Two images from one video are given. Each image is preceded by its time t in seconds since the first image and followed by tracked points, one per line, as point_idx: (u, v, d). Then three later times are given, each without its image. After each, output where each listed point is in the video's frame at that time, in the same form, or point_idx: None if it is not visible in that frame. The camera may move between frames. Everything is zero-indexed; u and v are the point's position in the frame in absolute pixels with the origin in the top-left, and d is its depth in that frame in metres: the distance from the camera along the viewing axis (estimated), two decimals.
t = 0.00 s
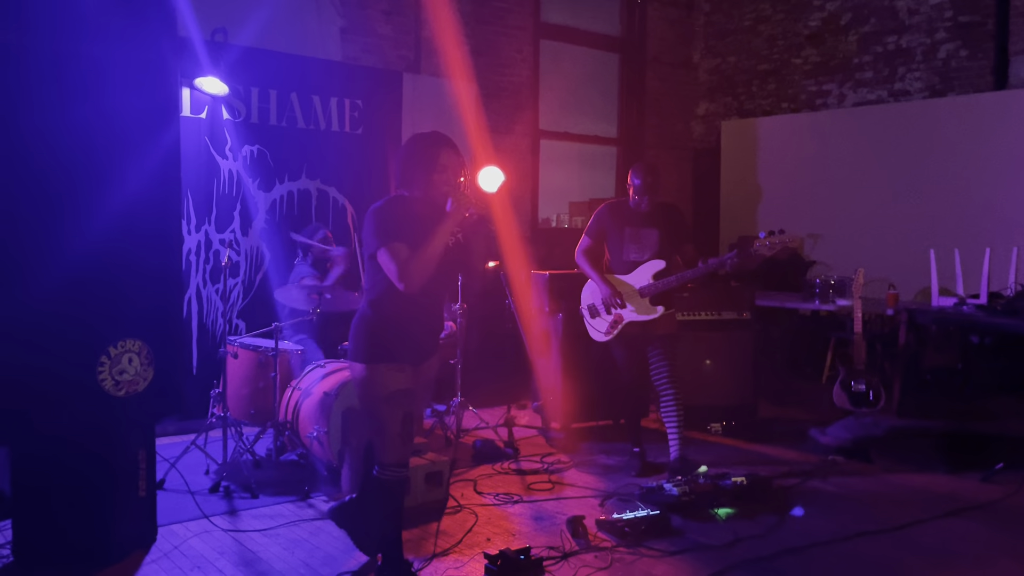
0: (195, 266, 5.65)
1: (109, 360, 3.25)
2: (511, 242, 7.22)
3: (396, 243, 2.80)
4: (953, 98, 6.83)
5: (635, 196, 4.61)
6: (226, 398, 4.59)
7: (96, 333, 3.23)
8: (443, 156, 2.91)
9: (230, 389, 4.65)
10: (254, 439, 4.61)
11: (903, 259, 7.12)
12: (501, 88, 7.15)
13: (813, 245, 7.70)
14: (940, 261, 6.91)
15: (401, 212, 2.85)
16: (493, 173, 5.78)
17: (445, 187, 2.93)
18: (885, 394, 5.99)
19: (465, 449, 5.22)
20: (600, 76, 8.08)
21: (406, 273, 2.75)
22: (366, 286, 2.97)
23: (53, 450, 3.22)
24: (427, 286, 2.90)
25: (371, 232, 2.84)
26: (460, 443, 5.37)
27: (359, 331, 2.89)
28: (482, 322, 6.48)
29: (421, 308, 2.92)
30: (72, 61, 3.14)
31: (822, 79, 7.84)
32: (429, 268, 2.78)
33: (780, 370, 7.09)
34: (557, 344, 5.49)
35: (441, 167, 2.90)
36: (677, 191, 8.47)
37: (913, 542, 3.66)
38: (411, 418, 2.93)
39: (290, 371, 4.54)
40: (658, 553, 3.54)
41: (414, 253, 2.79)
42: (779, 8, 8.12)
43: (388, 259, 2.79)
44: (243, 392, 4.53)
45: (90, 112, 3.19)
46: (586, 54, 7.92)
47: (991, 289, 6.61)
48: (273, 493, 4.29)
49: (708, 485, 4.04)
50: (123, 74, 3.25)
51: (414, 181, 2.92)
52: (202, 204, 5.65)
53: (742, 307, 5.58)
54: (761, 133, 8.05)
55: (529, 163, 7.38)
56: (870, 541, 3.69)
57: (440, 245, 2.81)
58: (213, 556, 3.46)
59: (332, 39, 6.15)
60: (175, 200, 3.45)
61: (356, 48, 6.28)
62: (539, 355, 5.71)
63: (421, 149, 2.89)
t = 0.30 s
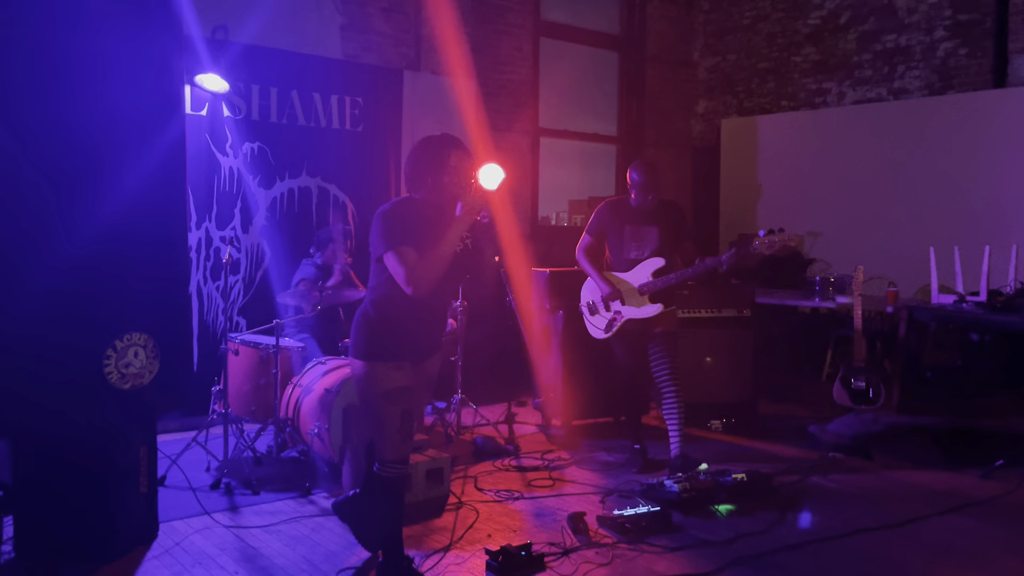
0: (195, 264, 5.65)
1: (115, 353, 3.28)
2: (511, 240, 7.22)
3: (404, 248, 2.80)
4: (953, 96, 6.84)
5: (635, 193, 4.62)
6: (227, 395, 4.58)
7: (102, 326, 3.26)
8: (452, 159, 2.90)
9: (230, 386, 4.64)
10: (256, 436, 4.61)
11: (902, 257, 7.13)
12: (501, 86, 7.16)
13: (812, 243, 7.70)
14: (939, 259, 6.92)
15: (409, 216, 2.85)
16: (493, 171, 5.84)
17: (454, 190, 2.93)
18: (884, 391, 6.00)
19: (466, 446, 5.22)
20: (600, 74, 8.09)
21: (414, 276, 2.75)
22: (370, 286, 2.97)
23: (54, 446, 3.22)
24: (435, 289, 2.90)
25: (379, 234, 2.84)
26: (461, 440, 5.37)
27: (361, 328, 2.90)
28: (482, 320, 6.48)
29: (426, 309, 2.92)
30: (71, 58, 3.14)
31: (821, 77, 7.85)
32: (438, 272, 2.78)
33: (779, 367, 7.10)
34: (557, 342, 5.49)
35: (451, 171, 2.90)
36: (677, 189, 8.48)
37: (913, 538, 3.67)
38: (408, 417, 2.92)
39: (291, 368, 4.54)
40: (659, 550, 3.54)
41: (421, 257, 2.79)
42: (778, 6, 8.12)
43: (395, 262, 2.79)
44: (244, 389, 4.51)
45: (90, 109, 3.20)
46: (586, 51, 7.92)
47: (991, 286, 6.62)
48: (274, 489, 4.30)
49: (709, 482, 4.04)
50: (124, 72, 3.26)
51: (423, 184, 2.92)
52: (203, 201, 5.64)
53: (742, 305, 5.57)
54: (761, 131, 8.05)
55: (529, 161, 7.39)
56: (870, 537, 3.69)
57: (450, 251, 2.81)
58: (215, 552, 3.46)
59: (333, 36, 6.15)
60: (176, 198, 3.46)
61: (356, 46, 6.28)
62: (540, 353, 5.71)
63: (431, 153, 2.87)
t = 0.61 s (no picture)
0: (193, 265, 5.63)
1: (114, 360, 3.27)
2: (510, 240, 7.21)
3: (405, 257, 2.79)
4: (951, 98, 6.83)
5: (632, 194, 4.61)
6: (225, 397, 4.57)
7: (101, 332, 3.25)
8: (459, 167, 2.87)
9: (228, 388, 4.63)
10: (254, 438, 4.60)
11: (901, 258, 7.13)
12: (500, 87, 7.15)
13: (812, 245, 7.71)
14: (938, 261, 6.92)
15: (415, 226, 2.85)
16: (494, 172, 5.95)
17: (460, 201, 2.92)
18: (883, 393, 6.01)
19: (464, 448, 5.21)
20: (600, 75, 8.08)
21: (415, 285, 2.75)
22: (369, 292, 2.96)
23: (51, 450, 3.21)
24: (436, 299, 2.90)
25: (382, 240, 2.84)
26: (459, 442, 5.37)
27: (360, 332, 2.89)
28: (481, 321, 6.47)
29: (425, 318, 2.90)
30: (70, 61, 3.13)
31: (820, 78, 7.85)
32: (439, 282, 2.77)
33: (778, 369, 7.10)
34: (556, 344, 5.49)
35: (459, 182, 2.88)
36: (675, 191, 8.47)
37: (911, 541, 3.67)
38: (409, 419, 2.93)
39: (289, 370, 4.52)
40: (657, 553, 3.54)
41: (423, 269, 2.78)
42: (777, 8, 8.12)
43: (397, 269, 2.78)
44: (242, 390, 4.52)
45: (89, 111, 3.19)
46: (585, 52, 7.91)
47: (989, 288, 6.63)
48: (272, 492, 4.28)
49: (707, 484, 4.04)
50: (124, 73, 3.25)
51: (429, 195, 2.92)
52: (201, 201, 5.63)
53: (741, 306, 5.56)
54: (760, 133, 8.04)
55: (528, 162, 7.38)
56: (868, 540, 3.69)
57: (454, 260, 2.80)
58: (212, 555, 3.45)
59: (331, 37, 6.14)
60: (177, 201, 3.43)
61: (355, 46, 6.27)
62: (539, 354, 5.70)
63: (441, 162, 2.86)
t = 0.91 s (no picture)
0: (190, 264, 5.62)
1: (111, 357, 3.26)
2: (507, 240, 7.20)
3: (407, 254, 2.80)
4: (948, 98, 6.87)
5: (635, 194, 4.60)
6: (222, 395, 4.55)
7: (99, 329, 3.25)
8: (452, 161, 2.89)
9: (225, 387, 4.62)
10: (250, 437, 4.59)
11: (897, 258, 7.15)
12: (497, 87, 7.15)
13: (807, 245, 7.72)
14: (934, 261, 6.94)
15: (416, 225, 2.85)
16: (490, 171, 5.93)
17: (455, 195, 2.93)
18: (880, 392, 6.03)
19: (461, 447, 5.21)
20: (597, 75, 8.08)
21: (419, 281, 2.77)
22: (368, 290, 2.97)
23: (47, 450, 3.19)
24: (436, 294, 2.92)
25: (381, 239, 2.84)
26: (456, 442, 5.36)
27: (361, 332, 2.89)
28: (478, 320, 6.47)
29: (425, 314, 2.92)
30: (69, 57, 3.12)
31: (816, 79, 7.86)
32: (442, 277, 2.81)
33: (774, 368, 7.10)
34: (553, 343, 5.49)
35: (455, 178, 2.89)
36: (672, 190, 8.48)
37: (909, 540, 3.68)
38: (412, 417, 2.95)
39: (286, 370, 4.51)
40: (655, 552, 3.54)
41: (426, 264, 2.80)
42: (774, 8, 8.13)
43: (399, 267, 2.79)
44: (238, 389, 4.50)
45: (88, 107, 3.19)
46: (582, 52, 7.92)
47: (985, 288, 6.65)
48: (269, 491, 4.28)
49: (704, 484, 4.04)
50: (122, 72, 3.25)
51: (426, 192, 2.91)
52: (198, 200, 5.62)
53: (737, 305, 5.58)
54: (756, 132, 8.05)
55: (525, 162, 7.38)
56: (866, 539, 3.70)
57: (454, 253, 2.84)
58: (210, 554, 3.44)
59: (329, 36, 6.14)
60: (174, 197, 3.45)
61: (352, 46, 6.26)
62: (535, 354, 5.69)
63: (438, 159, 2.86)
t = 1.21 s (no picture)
0: (188, 266, 5.61)
1: (107, 362, 3.26)
2: (505, 242, 7.20)
3: (394, 244, 2.85)
4: (945, 101, 6.88)
5: (637, 197, 4.60)
6: (219, 398, 4.55)
7: (95, 333, 3.24)
8: (428, 154, 2.95)
9: (222, 389, 4.61)
10: (248, 440, 4.58)
11: (896, 261, 7.15)
12: (495, 89, 7.15)
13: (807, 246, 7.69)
14: (933, 263, 6.94)
15: (399, 218, 2.91)
16: (488, 174, 5.89)
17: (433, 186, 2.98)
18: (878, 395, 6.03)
19: (459, 450, 5.21)
20: (596, 77, 8.08)
21: (408, 272, 2.82)
22: (360, 292, 2.98)
23: (44, 453, 3.18)
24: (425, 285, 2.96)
25: (367, 234, 2.89)
26: (455, 445, 5.36)
27: (358, 334, 2.89)
28: (476, 323, 6.46)
29: (418, 309, 2.95)
30: (65, 58, 3.12)
31: (815, 81, 7.87)
32: (430, 262, 2.89)
33: (773, 371, 7.10)
34: (552, 345, 5.49)
35: (432, 169, 2.95)
36: (671, 193, 8.48)
37: (907, 543, 3.67)
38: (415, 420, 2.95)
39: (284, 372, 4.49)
40: (653, 555, 3.53)
41: (412, 252, 2.85)
42: (773, 11, 8.13)
43: (387, 260, 2.83)
44: (236, 392, 4.50)
45: (84, 110, 3.18)
46: (581, 55, 7.92)
47: (984, 290, 6.65)
48: (266, 495, 4.27)
49: (702, 487, 4.03)
50: (121, 73, 3.25)
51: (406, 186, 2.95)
52: (195, 203, 5.61)
53: (737, 309, 5.58)
54: (755, 135, 8.04)
55: (523, 164, 7.38)
56: (864, 542, 3.69)
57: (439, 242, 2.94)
58: (207, 558, 3.43)
59: (327, 38, 6.14)
60: (172, 199, 3.43)
61: (350, 48, 6.26)
62: (534, 356, 5.69)
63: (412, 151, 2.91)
